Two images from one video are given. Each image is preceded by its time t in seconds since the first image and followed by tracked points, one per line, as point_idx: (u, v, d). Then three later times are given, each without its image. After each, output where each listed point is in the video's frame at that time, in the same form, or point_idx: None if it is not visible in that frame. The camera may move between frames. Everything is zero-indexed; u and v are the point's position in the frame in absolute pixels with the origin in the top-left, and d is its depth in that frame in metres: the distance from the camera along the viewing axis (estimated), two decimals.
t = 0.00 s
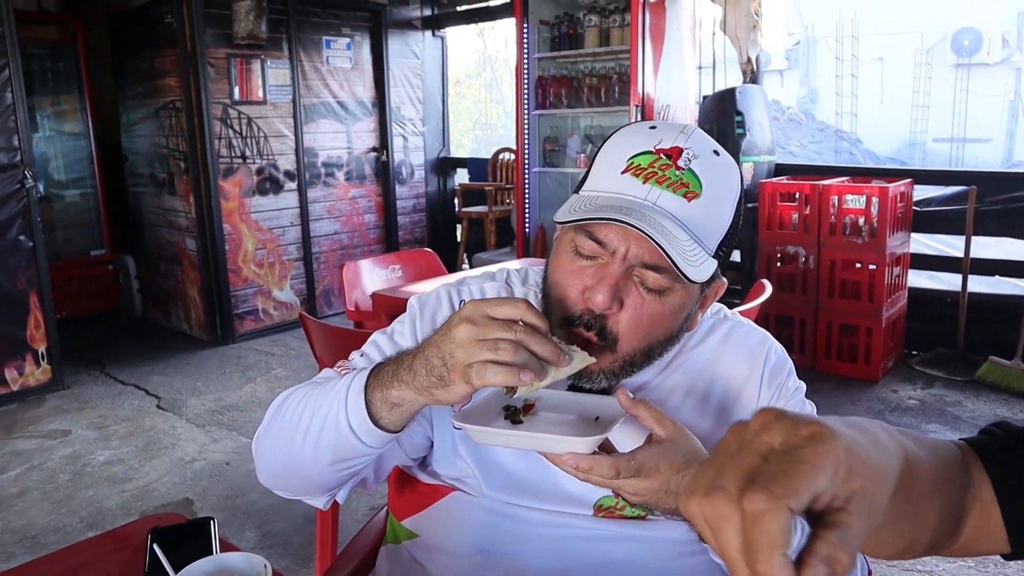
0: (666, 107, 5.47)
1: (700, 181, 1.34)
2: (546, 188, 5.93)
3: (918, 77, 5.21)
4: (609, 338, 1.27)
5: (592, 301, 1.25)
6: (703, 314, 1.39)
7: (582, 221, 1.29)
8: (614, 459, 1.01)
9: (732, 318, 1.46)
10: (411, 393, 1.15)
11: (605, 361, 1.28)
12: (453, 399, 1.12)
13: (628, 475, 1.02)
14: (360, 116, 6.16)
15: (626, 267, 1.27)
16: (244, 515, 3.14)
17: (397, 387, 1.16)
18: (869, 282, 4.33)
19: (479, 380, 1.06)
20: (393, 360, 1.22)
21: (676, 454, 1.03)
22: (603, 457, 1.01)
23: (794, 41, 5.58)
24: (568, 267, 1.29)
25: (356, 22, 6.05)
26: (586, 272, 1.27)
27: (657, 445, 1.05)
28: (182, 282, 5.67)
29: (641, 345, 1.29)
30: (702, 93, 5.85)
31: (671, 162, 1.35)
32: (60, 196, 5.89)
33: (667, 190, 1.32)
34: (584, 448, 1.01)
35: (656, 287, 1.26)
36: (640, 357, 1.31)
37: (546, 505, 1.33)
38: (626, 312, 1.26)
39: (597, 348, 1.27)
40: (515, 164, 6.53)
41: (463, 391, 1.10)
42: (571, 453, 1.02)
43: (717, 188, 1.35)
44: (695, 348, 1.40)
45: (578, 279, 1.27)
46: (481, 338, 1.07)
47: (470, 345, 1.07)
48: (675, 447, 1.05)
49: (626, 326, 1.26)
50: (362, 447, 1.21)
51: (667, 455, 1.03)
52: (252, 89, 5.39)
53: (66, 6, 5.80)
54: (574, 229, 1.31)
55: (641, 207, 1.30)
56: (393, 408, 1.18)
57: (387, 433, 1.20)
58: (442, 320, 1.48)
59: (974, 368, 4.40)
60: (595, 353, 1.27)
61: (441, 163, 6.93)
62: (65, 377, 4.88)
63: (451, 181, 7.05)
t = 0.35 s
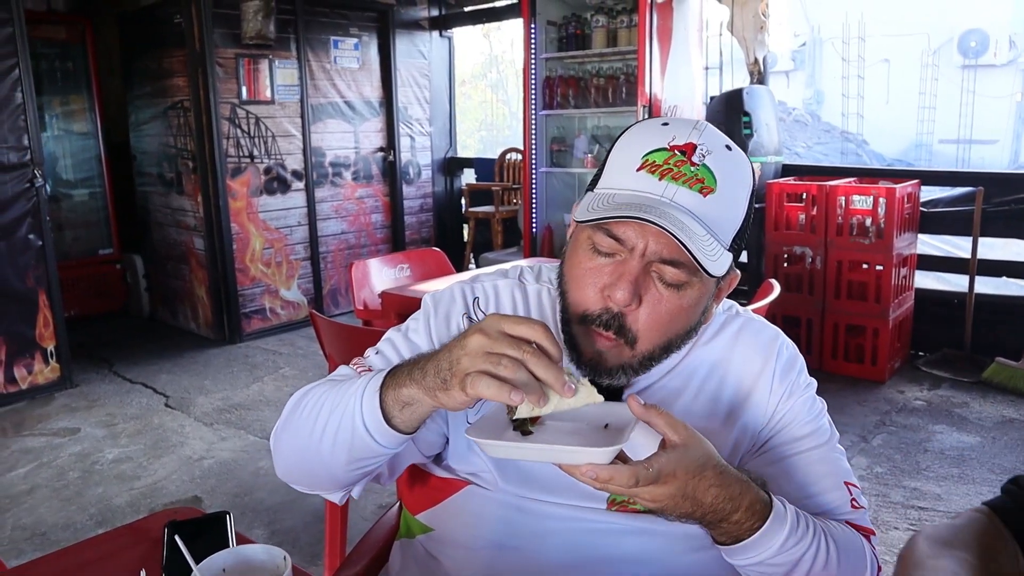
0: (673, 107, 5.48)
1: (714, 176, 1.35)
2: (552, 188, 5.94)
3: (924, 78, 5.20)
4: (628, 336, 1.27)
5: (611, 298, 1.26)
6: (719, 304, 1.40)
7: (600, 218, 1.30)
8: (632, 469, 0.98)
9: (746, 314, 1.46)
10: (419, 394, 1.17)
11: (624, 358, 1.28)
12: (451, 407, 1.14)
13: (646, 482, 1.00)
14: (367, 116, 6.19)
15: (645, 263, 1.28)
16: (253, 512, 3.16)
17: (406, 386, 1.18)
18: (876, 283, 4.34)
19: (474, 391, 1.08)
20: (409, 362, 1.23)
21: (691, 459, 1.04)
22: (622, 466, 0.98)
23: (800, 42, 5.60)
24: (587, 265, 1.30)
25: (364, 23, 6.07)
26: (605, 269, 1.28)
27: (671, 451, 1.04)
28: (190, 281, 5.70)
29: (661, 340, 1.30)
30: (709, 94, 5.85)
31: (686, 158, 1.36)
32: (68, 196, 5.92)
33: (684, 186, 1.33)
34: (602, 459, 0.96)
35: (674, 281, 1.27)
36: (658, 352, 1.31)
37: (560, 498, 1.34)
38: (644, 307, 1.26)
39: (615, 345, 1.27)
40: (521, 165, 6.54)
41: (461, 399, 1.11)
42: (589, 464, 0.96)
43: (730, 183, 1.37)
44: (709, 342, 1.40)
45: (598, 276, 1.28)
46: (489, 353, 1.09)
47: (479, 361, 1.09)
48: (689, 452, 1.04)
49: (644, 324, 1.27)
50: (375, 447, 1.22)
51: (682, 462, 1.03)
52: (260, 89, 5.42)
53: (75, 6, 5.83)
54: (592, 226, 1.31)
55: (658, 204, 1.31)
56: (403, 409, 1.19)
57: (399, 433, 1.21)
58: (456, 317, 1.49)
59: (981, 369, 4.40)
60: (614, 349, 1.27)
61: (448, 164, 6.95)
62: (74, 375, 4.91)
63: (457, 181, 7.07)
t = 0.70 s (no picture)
0: (679, 106, 5.48)
1: (725, 173, 1.36)
2: (558, 187, 5.94)
3: (931, 77, 5.20)
4: (648, 332, 1.28)
5: (628, 298, 1.27)
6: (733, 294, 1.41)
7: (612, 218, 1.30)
8: (648, 499, 1.00)
9: (756, 312, 1.46)
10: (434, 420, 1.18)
11: (644, 353, 1.30)
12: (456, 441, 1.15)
13: (662, 511, 1.02)
14: (373, 115, 6.20)
15: (659, 262, 1.28)
16: (261, 510, 3.17)
17: (425, 410, 1.19)
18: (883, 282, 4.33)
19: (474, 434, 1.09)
20: (432, 385, 1.24)
21: (703, 482, 1.05)
22: (638, 498, 1.00)
23: (806, 41, 5.58)
24: (601, 265, 1.30)
25: (370, 22, 6.08)
26: (620, 269, 1.29)
27: (683, 476, 1.05)
28: (197, 279, 5.72)
29: (680, 336, 1.31)
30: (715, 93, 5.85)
31: (696, 156, 1.36)
32: (76, 195, 5.94)
33: (695, 184, 1.33)
34: (617, 492, 0.98)
35: (689, 279, 1.28)
36: (677, 347, 1.33)
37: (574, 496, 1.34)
38: (662, 305, 1.27)
39: (636, 341, 1.29)
40: (527, 164, 6.55)
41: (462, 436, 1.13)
42: (605, 499, 0.98)
43: (740, 178, 1.37)
44: (718, 341, 1.39)
45: (613, 276, 1.29)
46: (507, 406, 1.10)
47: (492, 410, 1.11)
48: (700, 475, 1.06)
49: (663, 321, 1.28)
50: (391, 465, 1.24)
51: (695, 486, 1.04)
52: (267, 89, 5.43)
53: (83, 6, 5.86)
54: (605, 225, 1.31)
55: (671, 204, 1.31)
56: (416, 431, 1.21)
57: (414, 455, 1.23)
58: (469, 318, 1.50)
59: (988, 369, 4.39)
60: (634, 345, 1.29)
61: (454, 163, 6.96)
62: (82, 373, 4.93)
63: (463, 180, 7.08)
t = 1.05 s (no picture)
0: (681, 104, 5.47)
1: (729, 164, 1.35)
2: (560, 185, 5.93)
3: (933, 75, 5.18)
4: (655, 327, 1.28)
5: (635, 292, 1.26)
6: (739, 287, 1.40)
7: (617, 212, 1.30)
8: (664, 514, 0.98)
9: (764, 309, 1.45)
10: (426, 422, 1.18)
11: (652, 348, 1.29)
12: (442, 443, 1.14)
13: (678, 525, 1.00)
14: (375, 114, 6.19)
15: (665, 254, 1.27)
16: (264, 508, 3.17)
17: (417, 409, 1.19)
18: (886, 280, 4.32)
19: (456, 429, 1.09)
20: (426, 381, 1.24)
21: (718, 494, 1.03)
22: (656, 514, 0.97)
23: (807, 40, 5.59)
24: (607, 261, 1.30)
25: (372, 22, 6.08)
26: (625, 264, 1.28)
27: (698, 488, 1.02)
28: (199, 278, 5.72)
29: (688, 329, 1.30)
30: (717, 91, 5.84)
31: (700, 148, 1.35)
32: (78, 195, 5.94)
33: (699, 176, 1.33)
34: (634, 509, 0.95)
35: (694, 271, 1.27)
36: (686, 341, 1.32)
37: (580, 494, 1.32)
38: (668, 299, 1.27)
39: (644, 337, 1.28)
40: (529, 162, 6.54)
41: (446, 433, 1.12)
42: (622, 515, 0.95)
43: (744, 169, 1.36)
44: (725, 338, 1.39)
45: (619, 271, 1.29)
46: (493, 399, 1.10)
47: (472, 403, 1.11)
48: (716, 486, 1.03)
49: (670, 314, 1.27)
50: (389, 460, 1.24)
51: (710, 499, 1.02)
52: (269, 88, 5.43)
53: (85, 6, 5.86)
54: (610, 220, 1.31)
55: (676, 196, 1.30)
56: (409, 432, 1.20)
57: (410, 449, 1.22)
58: (471, 316, 1.49)
59: (992, 367, 4.38)
60: (642, 341, 1.28)
61: (455, 162, 6.95)
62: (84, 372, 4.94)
63: (464, 179, 7.08)
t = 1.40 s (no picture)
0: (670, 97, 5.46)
1: (719, 151, 1.34)
2: (550, 181, 5.92)
3: (921, 66, 5.19)
4: (643, 322, 1.27)
5: (627, 284, 1.25)
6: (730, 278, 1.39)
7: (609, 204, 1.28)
8: (665, 519, 0.96)
9: (758, 302, 1.43)
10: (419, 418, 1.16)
11: (639, 343, 1.29)
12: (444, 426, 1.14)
13: (678, 530, 0.98)
14: (364, 111, 6.16)
15: (657, 244, 1.26)
16: (256, 509, 3.15)
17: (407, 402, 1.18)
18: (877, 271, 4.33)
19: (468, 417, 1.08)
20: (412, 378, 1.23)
21: (718, 497, 1.02)
22: (656, 519, 0.96)
23: (795, 33, 5.57)
24: (599, 253, 1.28)
25: (359, 17, 6.04)
26: (617, 255, 1.26)
27: (697, 490, 1.01)
28: (188, 278, 5.68)
29: (678, 321, 1.29)
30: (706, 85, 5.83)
31: (690, 136, 1.34)
32: (65, 195, 5.87)
33: (690, 164, 1.31)
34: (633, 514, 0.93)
35: (687, 260, 1.26)
36: (674, 335, 1.31)
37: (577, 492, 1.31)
38: (660, 289, 1.25)
39: (632, 331, 1.28)
40: (518, 157, 6.53)
41: (448, 416, 1.11)
42: (622, 521, 0.94)
43: (735, 157, 1.35)
44: (720, 331, 1.37)
45: (610, 262, 1.27)
46: (471, 369, 1.09)
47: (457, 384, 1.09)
48: (715, 489, 1.02)
49: (662, 306, 1.26)
50: (382, 464, 1.22)
51: (709, 501, 1.01)
52: (256, 86, 5.38)
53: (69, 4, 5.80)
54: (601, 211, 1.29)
55: (667, 185, 1.28)
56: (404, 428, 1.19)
57: (403, 450, 1.21)
58: (461, 317, 1.47)
59: (983, 357, 4.39)
60: (630, 334, 1.28)
61: (444, 158, 6.92)
62: (73, 374, 4.89)
63: (454, 175, 7.05)
